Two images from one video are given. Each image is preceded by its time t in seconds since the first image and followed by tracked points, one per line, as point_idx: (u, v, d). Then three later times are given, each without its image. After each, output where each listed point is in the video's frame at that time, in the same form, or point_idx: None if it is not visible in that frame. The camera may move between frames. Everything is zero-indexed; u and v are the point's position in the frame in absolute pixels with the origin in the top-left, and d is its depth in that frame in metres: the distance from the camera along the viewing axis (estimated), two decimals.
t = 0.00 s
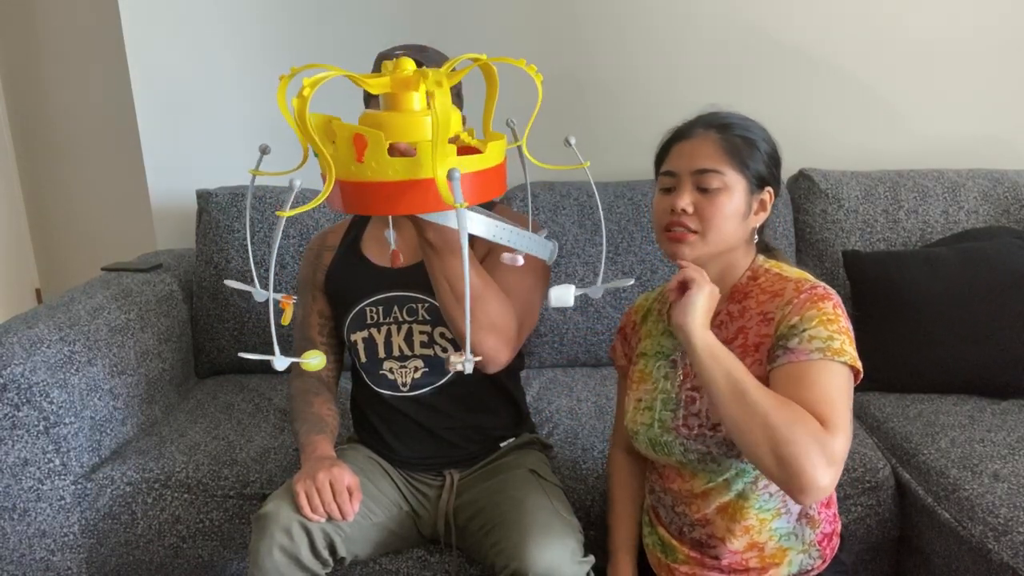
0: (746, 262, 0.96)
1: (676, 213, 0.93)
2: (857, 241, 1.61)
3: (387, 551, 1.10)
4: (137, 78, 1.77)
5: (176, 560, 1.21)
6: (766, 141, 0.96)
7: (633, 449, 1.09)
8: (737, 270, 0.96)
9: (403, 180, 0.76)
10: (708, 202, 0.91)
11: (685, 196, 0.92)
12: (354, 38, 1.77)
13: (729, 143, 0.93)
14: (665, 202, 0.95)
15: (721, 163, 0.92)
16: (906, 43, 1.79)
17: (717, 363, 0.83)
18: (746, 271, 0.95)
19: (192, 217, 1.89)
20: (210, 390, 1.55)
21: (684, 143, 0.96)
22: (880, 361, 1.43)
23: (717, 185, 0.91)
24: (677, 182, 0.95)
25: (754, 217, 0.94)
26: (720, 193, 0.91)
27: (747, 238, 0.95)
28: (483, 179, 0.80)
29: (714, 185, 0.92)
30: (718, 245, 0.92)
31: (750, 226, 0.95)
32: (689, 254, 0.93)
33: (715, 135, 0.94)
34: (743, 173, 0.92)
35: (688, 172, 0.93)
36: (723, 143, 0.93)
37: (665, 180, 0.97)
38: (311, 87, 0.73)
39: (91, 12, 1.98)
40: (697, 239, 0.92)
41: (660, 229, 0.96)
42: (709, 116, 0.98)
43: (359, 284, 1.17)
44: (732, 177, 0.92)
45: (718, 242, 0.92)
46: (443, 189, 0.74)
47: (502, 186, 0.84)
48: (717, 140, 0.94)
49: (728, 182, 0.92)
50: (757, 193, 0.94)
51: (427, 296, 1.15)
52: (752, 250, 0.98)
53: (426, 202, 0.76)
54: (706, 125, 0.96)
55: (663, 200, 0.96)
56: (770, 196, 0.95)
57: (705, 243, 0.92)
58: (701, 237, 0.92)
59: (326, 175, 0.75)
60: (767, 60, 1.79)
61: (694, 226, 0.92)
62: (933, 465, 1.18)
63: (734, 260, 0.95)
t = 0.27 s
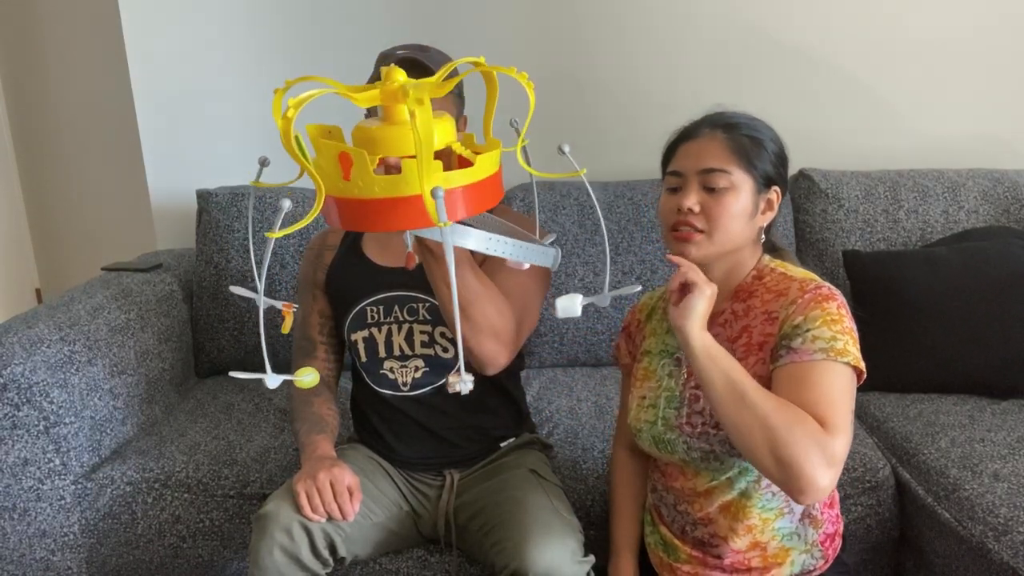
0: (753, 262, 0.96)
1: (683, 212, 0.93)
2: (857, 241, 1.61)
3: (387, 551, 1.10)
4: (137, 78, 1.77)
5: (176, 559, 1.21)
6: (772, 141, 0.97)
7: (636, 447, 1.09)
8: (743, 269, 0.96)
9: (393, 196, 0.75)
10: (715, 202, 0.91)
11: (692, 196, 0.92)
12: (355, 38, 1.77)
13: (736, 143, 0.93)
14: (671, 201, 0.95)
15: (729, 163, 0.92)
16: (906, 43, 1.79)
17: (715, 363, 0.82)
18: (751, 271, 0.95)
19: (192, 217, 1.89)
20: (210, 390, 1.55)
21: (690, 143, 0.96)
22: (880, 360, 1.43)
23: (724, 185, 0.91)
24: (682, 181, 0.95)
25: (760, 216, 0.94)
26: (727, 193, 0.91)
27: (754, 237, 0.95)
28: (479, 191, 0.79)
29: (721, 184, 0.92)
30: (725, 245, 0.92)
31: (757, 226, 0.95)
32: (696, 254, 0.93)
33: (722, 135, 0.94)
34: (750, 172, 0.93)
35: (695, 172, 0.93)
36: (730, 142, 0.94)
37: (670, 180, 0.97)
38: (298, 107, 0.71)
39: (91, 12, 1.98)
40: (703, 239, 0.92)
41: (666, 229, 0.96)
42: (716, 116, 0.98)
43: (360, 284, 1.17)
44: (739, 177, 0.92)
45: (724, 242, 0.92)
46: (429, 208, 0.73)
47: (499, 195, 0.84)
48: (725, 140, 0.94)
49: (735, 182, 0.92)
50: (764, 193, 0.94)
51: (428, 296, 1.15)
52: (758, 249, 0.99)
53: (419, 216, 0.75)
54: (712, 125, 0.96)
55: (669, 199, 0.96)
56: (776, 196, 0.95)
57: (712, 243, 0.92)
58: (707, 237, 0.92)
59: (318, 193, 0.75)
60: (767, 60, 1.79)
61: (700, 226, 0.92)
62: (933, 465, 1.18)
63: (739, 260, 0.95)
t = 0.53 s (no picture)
0: (756, 264, 0.96)
1: (688, 212, 0.92)
2: (857, 241, 1.61)
3: (387, 551, 1.10)
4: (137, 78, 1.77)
5: (176, 559, 1.21)
6: (779, 142, 0.97)
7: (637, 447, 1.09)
8: (746, 271, 0.96)
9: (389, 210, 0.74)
10: (720, 203, 0.91)
11: (697, 196, 0.92)
12: (354, 38, 1.77)
13: (743, 144, 0.93)
14: (675, 201, 0.95)
15: (735, 164, 0.92)
16: (906, 43, 1.79)
17: (709, 380, 0.80)
18: (754, 273, 0.95)
19: (192, 217, 1.89)
20: (210, 390, 1.55)
21: (696, 143, 0.96)
22: (880, 360, 1.43)
23: (730, 185, 0.91)
24: (688, 181, 0.95)
25: (765, 218, 0.94)
26: (733, 194, 0.91)
27: (758, 239, 0.95)
28: (478, 201, 0.78)
29: (727, 185, 0.92)
30: (729, 246, 0.92)
31: (762, 228, 0.94)
32: (701, 256, 0.92)
33: (729, 135, 0.94)
34: (756, 173, 0.93)
35: (701, 172, 0.93)
36: (737, 143, 0.94)
37: (675, 179, 0.97)
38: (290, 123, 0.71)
39: (91, 12, 1.99)
40: (707, 240, 0.92)
41: (670, 229, 0.96)
42: (722, 116, 0.98)
43: (360, 284, 1.17)
44: (745, 178, 0.92)
45: (729, 243, 0.92)
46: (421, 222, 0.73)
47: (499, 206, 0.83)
48: (732, 141, 0.94)
49: (741, 183, 0.92)
50: (770, 195, 0.94)
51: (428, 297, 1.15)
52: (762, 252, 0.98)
53: (416, 229, 0.75)
54: (719, 125, 0.96)
55: (673, 199, 0.96)
56: (782, 198, 0.95)
57: (716, 244, 0.92)
58: (712, 238, 0.92)
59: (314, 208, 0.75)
60: (767, 60, 1.79)
61: (705, 227, 0.92)
62: (933, 465, 1.18)
63: (742, 262, 0.95)
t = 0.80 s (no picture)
0: (755, 266, 0.96)
1: (683, 215, 0.93)
2: (857, 240, 1.61)
3: (387, 551, 1.10)
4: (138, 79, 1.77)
5: (176, 559, 1.21)
6: (778, 143, 0.96)
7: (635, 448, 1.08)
8: (744, 274, 0.96)
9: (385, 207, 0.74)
10: (716, 205, 0.91)
11: (694, 198, 0.93)
12: (354, 38, 1.77)
13: (741, 145, 0.93)
14: (672, 203, 0.95)
15: (731, 166, 0.92)
16: (905, 43, 1.79)
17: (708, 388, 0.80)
18: (753, 275, 0.95)
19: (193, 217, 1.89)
20: (210, 389, 1.55)
21: (694, 143, 0.96)
22: (881, 359, 1.43)
23: (727, 188, 0.91)
24: (686, 182, 0.95)
25: (763, 220, 0.94)
26: (728, 196, 0.91)
27: (757, 241, 0.95)
28: (474, 202, 0.78)
29: (723, 188, 0.92)
30: (725, 248, 0.92)
31: (761, 230, 0.95)
32: (697, 258, 0.93)
33: (726, 136, 0.94)
34: (755, 175, 0.92)
35: (698, 174, 0.93)
36: (734, 144, 0.93)
37: (673, 180, 0.97)
38: (285, 120, 0.71)
39: (92, 12, 1.99)
40: (704, 243, 0.92)
41: (666, 230, 0.96)
42: (721, 117, 0.98)
43: (360, 283, 1.17)
44: (743, 180, 0.92)
45: (724, 245, 0.92)
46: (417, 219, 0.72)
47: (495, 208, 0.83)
48: (729, 142, 0.94)
49: (738, 185, 0.92)
50: (769, 197, 0.94)
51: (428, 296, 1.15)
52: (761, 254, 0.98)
53: (411, 228, 0.74)
54: (718, 125, 0.96)
55: (670, 200, 0.96)
56: (780, 199, 0.95)
57: (713, 246, 0.92)
58: (707, 240, 0.92)
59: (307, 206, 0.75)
60: (767, 60, 1.79)
61: (702, 229, 0.92)
62: (933, 465, 1.18)
63: (740, 264, 0.95)
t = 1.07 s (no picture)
0: (755, 268, 0.96)
1: (677, 216, 0.93)
2: (857, 240, 1.61)
3: (387, 551, 1.10)
4: (138, 79, 1.77)
5: (176, 559, 1.21)
6: (781, 145, 0.95)
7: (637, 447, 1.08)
8: (744, 275, 0.95)
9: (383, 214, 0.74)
10: (708, 206, 0.91)
11: (686, 199, 0.93)
12: (354, 37, 1.77)
13: (737, 146, 0.93)
14: (668, 204, 0.96)
15: (725, 167, 0.92)
16: (905, 43, 1.79)
17: (708, 379, 0.82)
18: (756, 276, 0.95)
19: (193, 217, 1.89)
20: (210, 389, 1.55)
21: (694, 144, 0.96)
22: (881, 359, 1.43)
23: (718, 189, 0.91)
24: (682, 184, 0.95)
25: (759, 222, 0.94)
26: (721, 198, 0.91)
27: (753, 243, 0.94)
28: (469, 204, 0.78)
29: (715, 189, 0.91)
30: (717, 250, 0.92)
31: (757, 232, 0.94)
32: (688, 259, 0.93)
33: (723, 138, 0.94)
34: (749, 176, 0.92)
35: (693, 176, 0.94)
36: (730, 146, 0.93)
37: (672, 180, 0.97)
38: (278, 129, 0.70)
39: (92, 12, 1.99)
40: (694, 243, 0.92)
41: (664, 231, 0.97)
42: (724, 117, 0.97)
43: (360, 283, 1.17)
44: (734, 181, 0.91)
45: (717, 247, 0.92)
46: (417, 225, 0.72)
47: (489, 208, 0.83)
48: (726, 143, 0.93)
49: (729, 186, 0.91)
50: (765, 199, 0.93)
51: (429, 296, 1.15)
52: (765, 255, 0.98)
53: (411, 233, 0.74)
54: (719, 126, 0.96)
55: (667, 201, 0.96)
56: (779, 201, 0.94)
57: (703, 248, 0.92)
58: (699, 242, 0.92)
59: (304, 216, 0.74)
60: (767, 60, 1.79)
61: (691, 230, 0.92)
62: (933, 464, 1.18)
63: (737, 265, 0.95)
